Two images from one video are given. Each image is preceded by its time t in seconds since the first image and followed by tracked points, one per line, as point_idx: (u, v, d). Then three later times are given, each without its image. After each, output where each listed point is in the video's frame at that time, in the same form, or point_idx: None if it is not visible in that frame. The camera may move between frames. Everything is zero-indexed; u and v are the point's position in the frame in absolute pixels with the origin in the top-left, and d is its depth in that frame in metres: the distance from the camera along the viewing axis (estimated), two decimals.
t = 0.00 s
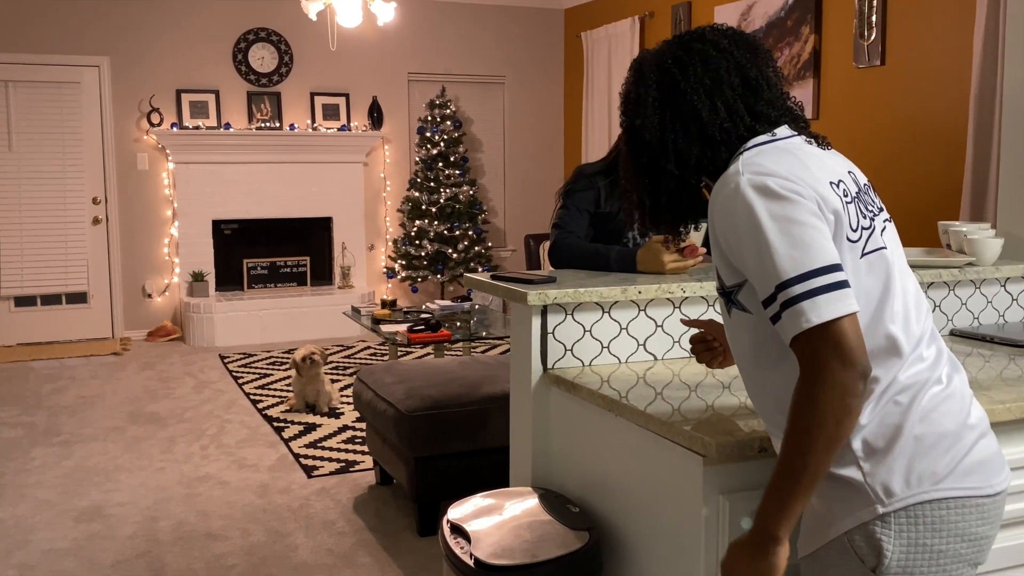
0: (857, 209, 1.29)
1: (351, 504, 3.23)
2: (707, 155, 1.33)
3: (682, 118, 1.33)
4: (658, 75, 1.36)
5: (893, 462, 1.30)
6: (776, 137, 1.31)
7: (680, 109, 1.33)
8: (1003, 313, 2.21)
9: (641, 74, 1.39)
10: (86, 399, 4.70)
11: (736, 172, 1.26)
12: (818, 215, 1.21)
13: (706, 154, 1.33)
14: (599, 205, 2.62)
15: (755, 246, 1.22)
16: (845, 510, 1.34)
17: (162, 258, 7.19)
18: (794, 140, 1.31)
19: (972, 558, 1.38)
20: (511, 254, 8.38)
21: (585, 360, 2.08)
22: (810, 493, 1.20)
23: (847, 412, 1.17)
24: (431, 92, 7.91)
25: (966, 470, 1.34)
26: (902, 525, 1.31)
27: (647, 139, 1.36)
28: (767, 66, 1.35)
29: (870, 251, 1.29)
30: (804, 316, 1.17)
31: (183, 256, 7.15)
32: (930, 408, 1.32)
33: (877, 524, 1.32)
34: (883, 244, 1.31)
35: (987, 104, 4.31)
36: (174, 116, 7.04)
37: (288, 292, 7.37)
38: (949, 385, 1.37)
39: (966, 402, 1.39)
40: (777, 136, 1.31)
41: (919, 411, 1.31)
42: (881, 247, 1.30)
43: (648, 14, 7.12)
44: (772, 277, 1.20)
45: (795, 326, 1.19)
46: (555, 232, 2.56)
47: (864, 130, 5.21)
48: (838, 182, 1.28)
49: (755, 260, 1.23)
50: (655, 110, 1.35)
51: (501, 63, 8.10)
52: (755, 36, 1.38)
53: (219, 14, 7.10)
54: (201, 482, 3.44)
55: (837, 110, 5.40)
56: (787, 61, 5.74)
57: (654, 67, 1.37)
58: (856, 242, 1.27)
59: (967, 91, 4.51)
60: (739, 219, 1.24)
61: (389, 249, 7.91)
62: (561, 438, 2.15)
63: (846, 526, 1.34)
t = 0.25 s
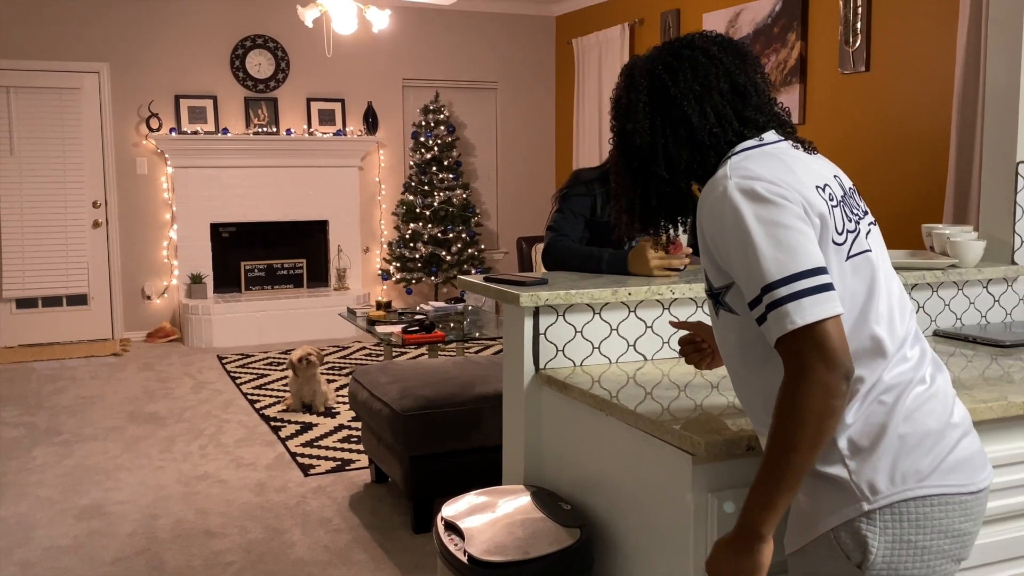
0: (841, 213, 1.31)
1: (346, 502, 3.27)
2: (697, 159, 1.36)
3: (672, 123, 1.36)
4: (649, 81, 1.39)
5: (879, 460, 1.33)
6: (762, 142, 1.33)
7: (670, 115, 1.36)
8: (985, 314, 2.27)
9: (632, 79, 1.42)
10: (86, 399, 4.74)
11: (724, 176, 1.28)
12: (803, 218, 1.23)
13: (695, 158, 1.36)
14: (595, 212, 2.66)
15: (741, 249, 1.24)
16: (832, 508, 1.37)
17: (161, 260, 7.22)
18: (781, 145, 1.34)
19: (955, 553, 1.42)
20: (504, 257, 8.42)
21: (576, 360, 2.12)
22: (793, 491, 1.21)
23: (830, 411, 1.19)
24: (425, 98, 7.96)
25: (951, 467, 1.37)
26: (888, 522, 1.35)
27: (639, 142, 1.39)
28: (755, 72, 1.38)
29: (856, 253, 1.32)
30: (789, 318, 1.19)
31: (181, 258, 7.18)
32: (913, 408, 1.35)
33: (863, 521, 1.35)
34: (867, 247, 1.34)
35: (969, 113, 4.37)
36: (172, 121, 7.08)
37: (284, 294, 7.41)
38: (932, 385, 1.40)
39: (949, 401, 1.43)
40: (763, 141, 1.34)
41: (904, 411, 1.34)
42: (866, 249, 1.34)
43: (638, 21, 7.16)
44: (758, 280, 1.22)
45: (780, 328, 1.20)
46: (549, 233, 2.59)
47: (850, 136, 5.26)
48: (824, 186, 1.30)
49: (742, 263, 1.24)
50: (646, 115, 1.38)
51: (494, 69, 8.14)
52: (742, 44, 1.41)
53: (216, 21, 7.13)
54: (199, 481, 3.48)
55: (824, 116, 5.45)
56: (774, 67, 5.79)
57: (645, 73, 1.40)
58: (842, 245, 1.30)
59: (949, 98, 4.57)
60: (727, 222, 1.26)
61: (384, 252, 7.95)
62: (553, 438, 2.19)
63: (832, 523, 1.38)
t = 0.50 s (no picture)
0: (829, 217, 1.31)
1: (343, 500, 3.30)
2: (687, 164, 1.37)
3: (662, 128, 1.36)
4: (640, 85, 1.39)
5: (865, 459, 1.36)
6: (752, 147, 1.34)
7: (661, 120, 1.36)
8: (970, 314, 2.32)
9: (624, 85, 1.42)
10: (87, 399, 4.77)
11: (713, 180, 1.28)
12: (791, 221, 1.23)
13: (685, 163, 1.36)
14: (589, 215, 2.70)
15: (730, 251, 1.24)
16: (819, 506, 1.41)
17: (161, 262, 7.25)
18: (769, 149, 1.34)
19: (941, 550, 1.44)
20: (498, 259, 8.46)
21: (569, 361, 2.16)
22: (804, 497, 1.22)
23: (822, 412, 1.19)
24: (421, 103, 8.00)
25: (936, 466, 1.40)
26: (874, 519, 1.38)
27: (629, 147, 1.39)
28: (744, 77, 1.38)
29: (842, 256, 1.32)
30: (777, 319, 1.19)
31: (181, 259, 7.21)
32: (899, 408, 1.38)
33: (849, 519, 1.38)
34: (855, 250, 1.35)
35: (954, 120, 4.41)
36: (171, 126, 7.11)
37: (282, 295, 7.45)
38: (918, 385, 1.42)
39: (935, 401, 1.45)
40: (752, 146, 1.34)
41: (890, 411, 1.37)
42: (853, 253, 1.34)
43: (629, 27, 7.19)
44: (746, 281, 1.22)
45: (769, 328, 1.20)
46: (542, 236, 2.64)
47: (839, 141, 5.30)
48: (811, 191, 1.30)
49: (730, 266, 1.25)
50: (637, 120, 1.38)
51: (488, 75, 8.19)
52: (732, 49, 1.40)
53: (213, 27, 7.16)
54: (199, 479, 3.52)
55: (813, 122, 5.49)
56: (763, 73, 5.84)
57: (636, 78, 1.40)
58: (828, 248, 1.30)
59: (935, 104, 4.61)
60: (715, 225, 1.26)
61: (380, 254, 7.98)
62: (546, 437, 2.23)
63: (820, 520, 1.41)
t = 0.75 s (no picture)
0: (820, 219, 1.32)
1: (340, 498, 3.33)
2: (680, 168, 1.38)
3: (656, 132, 1.38)
4: (634, 90, 1.41)
5: (855, 458, 1.36)
6: (743, 151, 1.35)
7: (656, 124, 1.38)
8: (958, 316, 2.37)
9: (618, 89, 1.44)
10: (88, 399, 4.80)
11: (705, 184, 1.29)
12: (783, 223, 1.24)
13: (679, 167, 1.38)
14: (583, 218, 2.73)
15: (722, 254, 1.25)
16: (809, 504, 1.41)
17: (161, 263, 7.27)
18: (760, 154, 1.36)
19: (930, 548, 1.45)
20: (493, 261, 8.49)
21: (563, 362, 2.20)
22: (787, 493, 1.23)
23: (813, 410, 1.20)
24: (417, 107, 8.04)
25: (924, 465, 1.40)
26: (863, 518, 1.38)
27: (624, 151, 1.40)
28: (736, 83, 1.41)
29: (832, 258, 1.33)
30: (770, 320, 1.20)
31: (180, 260, 7.24)
32: (888, 407, 1.38)
33: (840, 517, 1.38)
34: (844, 252, 1.35)
35: (942, 125, 4.45)
36: (171, 129, 7.14)
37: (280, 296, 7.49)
38: (906, 385, 1.43)
39: (924, 400, 1.45)
40: (744, 150, 1.35)
41: (879, 410, 1.37)
42: (842, 255, 1.35)
43: (623, 32, 7.22)
44: (739, 283, 1.23)
45: (762, 329, 1.21)
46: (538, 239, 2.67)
47: (830, 145, 5.34)
48: (802, 194, 1.31)
49: (723, 268, 1.25)
50: (632, 123, 1.40)
51: (485, 79, 8.22)
52: (724, 55, 1.44)
53: (212, 31, 7.18)
54: (198, 478, 3.55)
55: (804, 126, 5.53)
56: (755, 78, 5.88)
57: (631, 83, 1.42)
58: (819, 250, 1.30)
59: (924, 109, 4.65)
60: (708, 228, 1.27)
61: (377, 255, 8.01)
62: (541, 436, 2.26)
63: (809, 518, 1.41)
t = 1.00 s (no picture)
0: (813, 222, 1.33)
1: (338, 496, 3.36)
2: (682, 171, 1.39)
3: (665, 134, 1.37)
4: (650, 85, 1.38)
5: (847, 456, 1.37)
6: (731, 156, 1.35)
7: (666, 124, 1.37)
8: (948, 316, 2.41)
9: (633, 78, 1.41)
10: (89, 398, 4.82)
11: (701, 187, 1.30)
12: (777, 227, 1.25)
13: (681, 171, 1.39)
14: (580, 219, 2.74)
15: (718, 256, 1.26)
16: (802, 502, 1.41)
17: (161, 264, 7.30)
18: (757, 157, 1.36)
19: (921, 545, 1.45)
20: (490, 262, 8.52)
21: (559, 362, 2.22)
22: (773, 489, 1.25)
23: (806, 411, 1.21)
24: (415, 110, 8.07)
25: (916, 463, 1.41)
26: (856, 515, 1.38)
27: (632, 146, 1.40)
28: (750, 91, 1.39)
29: (826, 260, 1.34)
30: (764, 323, 1.21)
31: (180, 260, 7.26)
32: (881, 406, 1.39)
33: (833, 514, 1.39)
34: (838, 253, 1.37)
35: (933, 128, 4.48)
36: (171, 132, 7.17)
37: (279, 296, 7.52)
38: (898, 384, 1.44)
39: (916, 400, 1.46)
40: (736, 155, 1.35)
41: (872, 410, 1.38)
42: (836, 257, 1.36)
43: (618, 36, 7.26)
44: (733, 286, 1.24)
45: (756, 331, 1.22)
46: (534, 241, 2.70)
47: (824, 149, 5.36)
48: (797, 197, 1.32)
49: (718, 270, 1.27)
50: (643, 120, 1.38)
51: (482, 82, 8.25)
52: (742, 61, 1.41)
53: (211, 35, 7.21)
54: (198, 476, 3.58)
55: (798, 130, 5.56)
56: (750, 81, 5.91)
57: (647, 77, 1.39)
58: (813, 252, 1.32)
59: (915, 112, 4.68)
60: (704, 230, 1.28)
61: (374, 257, 8.03)
62: (537, 435, 2.29)
63: (802, 516, 1.42)
